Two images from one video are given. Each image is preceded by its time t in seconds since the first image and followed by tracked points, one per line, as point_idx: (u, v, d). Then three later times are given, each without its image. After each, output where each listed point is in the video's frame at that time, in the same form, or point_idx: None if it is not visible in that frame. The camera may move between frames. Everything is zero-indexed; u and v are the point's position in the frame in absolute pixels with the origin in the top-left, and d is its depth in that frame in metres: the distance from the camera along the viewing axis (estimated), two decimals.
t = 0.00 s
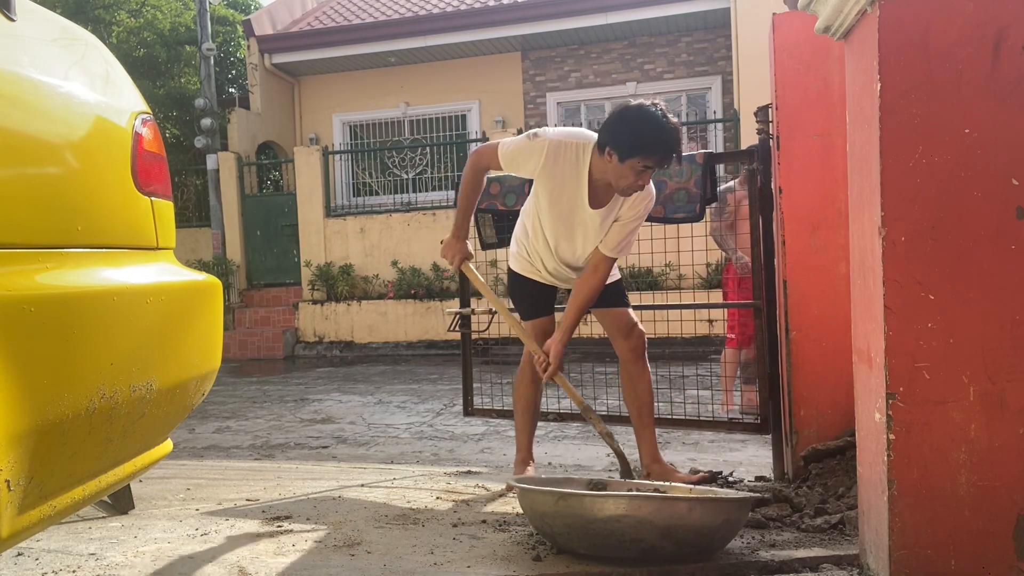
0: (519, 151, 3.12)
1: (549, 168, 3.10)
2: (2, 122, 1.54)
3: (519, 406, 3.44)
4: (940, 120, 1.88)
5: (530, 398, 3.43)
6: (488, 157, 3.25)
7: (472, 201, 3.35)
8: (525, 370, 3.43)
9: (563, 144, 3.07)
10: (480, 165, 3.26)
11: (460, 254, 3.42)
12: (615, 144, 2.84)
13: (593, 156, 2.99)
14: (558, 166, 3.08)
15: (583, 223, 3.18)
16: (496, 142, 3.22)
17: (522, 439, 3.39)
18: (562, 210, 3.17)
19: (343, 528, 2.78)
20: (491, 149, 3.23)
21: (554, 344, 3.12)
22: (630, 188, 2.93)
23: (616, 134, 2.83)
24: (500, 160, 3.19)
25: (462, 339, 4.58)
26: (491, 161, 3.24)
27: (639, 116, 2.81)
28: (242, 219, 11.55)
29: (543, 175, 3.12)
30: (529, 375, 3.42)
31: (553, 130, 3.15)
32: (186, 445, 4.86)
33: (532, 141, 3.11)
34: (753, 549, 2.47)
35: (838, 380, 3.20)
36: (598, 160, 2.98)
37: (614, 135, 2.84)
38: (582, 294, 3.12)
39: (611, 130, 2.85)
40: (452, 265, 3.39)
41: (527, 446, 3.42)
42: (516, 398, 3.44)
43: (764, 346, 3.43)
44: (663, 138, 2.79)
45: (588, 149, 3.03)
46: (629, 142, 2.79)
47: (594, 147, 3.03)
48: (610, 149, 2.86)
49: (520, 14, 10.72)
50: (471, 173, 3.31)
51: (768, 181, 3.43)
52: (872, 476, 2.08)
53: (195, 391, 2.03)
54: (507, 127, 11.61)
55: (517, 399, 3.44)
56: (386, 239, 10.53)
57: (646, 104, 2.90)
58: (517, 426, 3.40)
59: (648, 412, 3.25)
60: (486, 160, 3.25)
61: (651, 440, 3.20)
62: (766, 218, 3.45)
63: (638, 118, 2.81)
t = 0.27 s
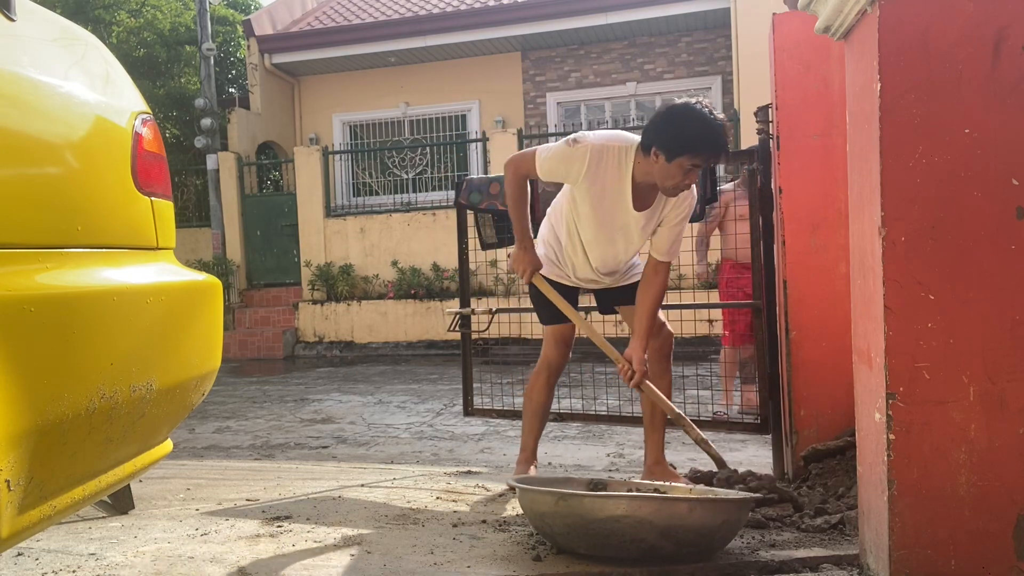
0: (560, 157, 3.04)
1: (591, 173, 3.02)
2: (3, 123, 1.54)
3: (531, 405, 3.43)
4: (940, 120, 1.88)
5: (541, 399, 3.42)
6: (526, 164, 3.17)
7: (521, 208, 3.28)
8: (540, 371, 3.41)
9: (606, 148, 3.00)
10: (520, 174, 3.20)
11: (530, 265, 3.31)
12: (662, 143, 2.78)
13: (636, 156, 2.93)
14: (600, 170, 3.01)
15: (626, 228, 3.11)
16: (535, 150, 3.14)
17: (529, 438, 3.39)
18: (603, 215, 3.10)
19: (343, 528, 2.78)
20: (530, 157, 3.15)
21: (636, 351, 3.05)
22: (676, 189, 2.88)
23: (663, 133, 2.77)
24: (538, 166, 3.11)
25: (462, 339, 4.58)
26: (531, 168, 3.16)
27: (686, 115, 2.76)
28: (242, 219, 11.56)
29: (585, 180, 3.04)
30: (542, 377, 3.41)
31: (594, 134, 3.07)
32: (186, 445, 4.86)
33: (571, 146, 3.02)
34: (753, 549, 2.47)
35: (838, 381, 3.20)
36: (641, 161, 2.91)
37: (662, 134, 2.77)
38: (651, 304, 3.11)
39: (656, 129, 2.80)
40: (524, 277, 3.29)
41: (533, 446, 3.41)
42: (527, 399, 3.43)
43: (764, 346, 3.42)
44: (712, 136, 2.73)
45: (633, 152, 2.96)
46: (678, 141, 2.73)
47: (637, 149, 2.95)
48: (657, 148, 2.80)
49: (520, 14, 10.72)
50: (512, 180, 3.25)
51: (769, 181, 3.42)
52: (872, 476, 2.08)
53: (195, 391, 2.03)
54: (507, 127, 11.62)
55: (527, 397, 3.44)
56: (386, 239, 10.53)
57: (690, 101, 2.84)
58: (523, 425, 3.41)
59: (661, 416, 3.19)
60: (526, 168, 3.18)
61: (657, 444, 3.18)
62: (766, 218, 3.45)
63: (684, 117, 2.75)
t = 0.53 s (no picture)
0: (605, 175, 2.98)
1: (635, 188, 2.99)
2: (3, 123, 1.54)
3: (538, 406, 3.41)
4: (940, 120, 1.88)
5: (549, 401, 3.41)
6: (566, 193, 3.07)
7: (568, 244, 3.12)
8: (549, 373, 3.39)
9: (650, 163, 2.97)
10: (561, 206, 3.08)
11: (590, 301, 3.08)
12: (707, 159, 2.75)
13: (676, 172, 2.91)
14: (646, 188, 2.99)
15: (668, 242, 3.10)
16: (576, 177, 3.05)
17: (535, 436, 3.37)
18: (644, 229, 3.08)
19: (342, 528, 2.78)
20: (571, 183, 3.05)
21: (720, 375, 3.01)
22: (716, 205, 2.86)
23: (706, 148, 2.74)
24: (581, 190, 3.03)
25: (462, 339, 4.58)
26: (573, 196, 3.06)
27: (731, 131, 2.73)
28: (242, 220, 11.56)
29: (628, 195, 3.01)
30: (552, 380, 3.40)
31: (634, 147, 3.04)
32: (187, 445, 4.86)
33: (616, 165, 2.98)
34: (753, 549, 2.47)
35: (838, 381, 3.20)
36: (684, 178, 2.89)
37: (706, 150, 2.75)
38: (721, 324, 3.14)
39: (700, 145, 2.77)
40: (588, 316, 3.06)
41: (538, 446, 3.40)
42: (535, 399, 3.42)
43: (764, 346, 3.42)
44: (758, 153, 2.72)
45: (675, 167, 2.94)
46: (726, 157, 2.71)
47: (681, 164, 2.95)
48: (701, 164, 2.77)
49: (520, 14, 10.72)
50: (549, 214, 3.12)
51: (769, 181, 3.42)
52: (872, 476, 2.08)
53: (195, 391, 2.03)
54: (507, 127, 11.61)
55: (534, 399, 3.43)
56: (386, 239, 10.53)
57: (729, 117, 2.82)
58: (529, 427, 3.39)
59: (669, 417, 3.20)
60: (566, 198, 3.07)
61: (661, 444, 3.18)
62: (766, 218, 3.45)
63: (731, 133, 2.73)
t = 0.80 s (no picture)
0: (597, 193, 2.96)
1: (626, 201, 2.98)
2: (3, 123, 1.54)
3: (538, 404, 3.42)
4: (940, 120, 1.88)
5: (549, 399, 3.41)
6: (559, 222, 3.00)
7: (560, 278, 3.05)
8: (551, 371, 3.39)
9: (641, 174, 2.94)
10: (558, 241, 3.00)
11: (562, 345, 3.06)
12: (700, 171, 2.72)
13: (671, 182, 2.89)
14: (639, 200, 2.97)
15: (663, 250, 3.10)
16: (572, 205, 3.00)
17: (535, 434, 3.38)
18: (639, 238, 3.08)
19: (342, 528, 2.78)
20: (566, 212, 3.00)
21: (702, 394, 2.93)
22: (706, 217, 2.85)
23: (699, 160, 2.71)
24: (575, 213, 2.98)
25: (462, 339, 4.58)
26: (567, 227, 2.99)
27: (725, 145, 2.70)
28: (242, 220, 11.56)
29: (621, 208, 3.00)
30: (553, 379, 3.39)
31: (621, 158, 3.00)
32: (187, 445, 4.86)
33: (607, 182, 2.95)
34: (753, 549, 2.47)
35: (838, 381, 3.20)
36: (678, 188, 2.87)
37: (699, 162, 2.72)
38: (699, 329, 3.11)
39: (693, 156, 2.74)
40: (562, 361, 3.04)
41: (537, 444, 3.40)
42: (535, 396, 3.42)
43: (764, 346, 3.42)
44: (751, 169, 2.69)
45: (666, 176, 2.92)
46: (718, 171, 2.68)
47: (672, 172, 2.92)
48: (693, 175, 2.74)
49: (520, 13, 10.72)
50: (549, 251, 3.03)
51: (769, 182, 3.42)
52: (872, 475, 2.08)
53: (195, 392, 2.03)
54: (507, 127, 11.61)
55: (537, 397, 3.43)
56: (386, 239, 10.53)
57: (727, 131, 2.79)
58: (531, 425, 3.40)
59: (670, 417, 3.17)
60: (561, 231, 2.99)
61: (661, 442, 3.17)
62: (766, 218, 3.45)
63: (721, 147, 2.70)
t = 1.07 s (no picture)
0: (576, 177, 2.99)
1: (606, 184, 2.99)
2: (3, 122, 1.54)
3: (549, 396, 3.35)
4: (940, 120, 1.88)
5: (561, 389, 3.36)
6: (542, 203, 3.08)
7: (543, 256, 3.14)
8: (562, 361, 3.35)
9: (616, 156, 2.94)
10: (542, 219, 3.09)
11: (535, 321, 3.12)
12: (669, 145, 2.73)
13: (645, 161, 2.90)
14: (620, 182, 2.98)
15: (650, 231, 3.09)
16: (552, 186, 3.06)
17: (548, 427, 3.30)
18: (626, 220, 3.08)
19: (342, 528, 2.78)
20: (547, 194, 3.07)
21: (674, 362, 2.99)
22: (684, 191, 2.84)
23: (668, 135, 2.73)
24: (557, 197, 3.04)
25: (462, 339, 4.58)
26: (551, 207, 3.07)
27: (693, 117, 2.70)
28: (242, 220, 11.56)
29: (602, 192, 3.01)
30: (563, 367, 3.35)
31: (598, 143, 3.01)
32: (187, 445, 4.86)
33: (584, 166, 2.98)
34: (753, 549, 2.48)
35: (838, 381, 3.19)
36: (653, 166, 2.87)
37: (668, 137, 2.73)
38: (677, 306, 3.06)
39: (663, 132, 2.75)
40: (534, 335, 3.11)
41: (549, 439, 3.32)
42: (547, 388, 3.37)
43: (764, 346, 3.42)
44: (722, 138, 2.67)
45: (642, 156, 2.91)
46: (687, 145, 2.69)
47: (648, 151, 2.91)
48: (664, 151, 2.75)
49: (520, 13, 10.72)
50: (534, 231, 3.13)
51: (769, 182, 3.42)
52: (872, 475, 2.08)
53: (195, 392, 2.03)
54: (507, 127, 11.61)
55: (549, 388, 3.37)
56: (386, 239, 10.53)
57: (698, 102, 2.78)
58: (544, 416, 3.33)
59: (670, 416, 3.18)
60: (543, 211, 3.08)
61: (661, 442, 3.17)
62: (766, 218, 3.45)
63: (689, 119, 2.69)
